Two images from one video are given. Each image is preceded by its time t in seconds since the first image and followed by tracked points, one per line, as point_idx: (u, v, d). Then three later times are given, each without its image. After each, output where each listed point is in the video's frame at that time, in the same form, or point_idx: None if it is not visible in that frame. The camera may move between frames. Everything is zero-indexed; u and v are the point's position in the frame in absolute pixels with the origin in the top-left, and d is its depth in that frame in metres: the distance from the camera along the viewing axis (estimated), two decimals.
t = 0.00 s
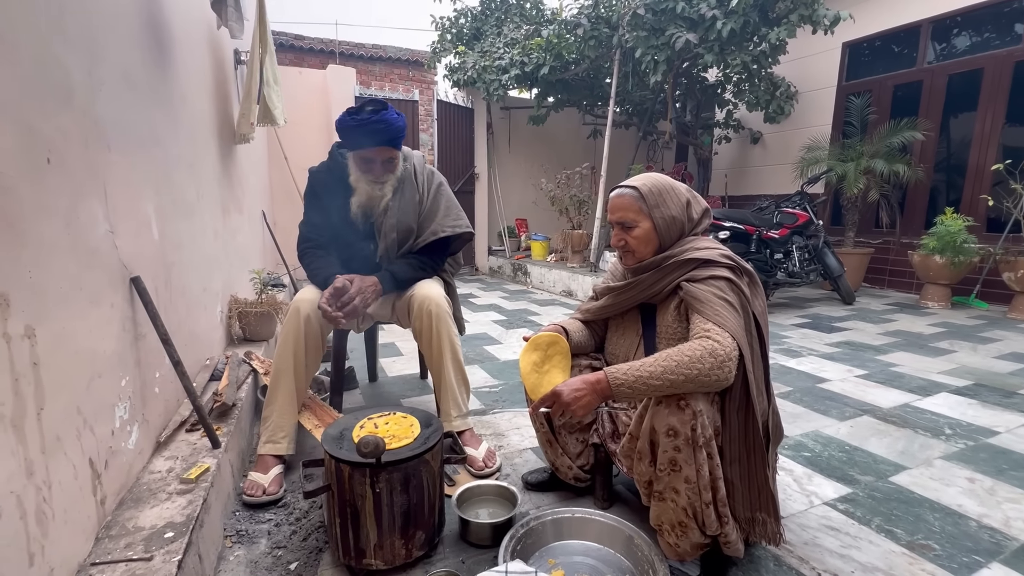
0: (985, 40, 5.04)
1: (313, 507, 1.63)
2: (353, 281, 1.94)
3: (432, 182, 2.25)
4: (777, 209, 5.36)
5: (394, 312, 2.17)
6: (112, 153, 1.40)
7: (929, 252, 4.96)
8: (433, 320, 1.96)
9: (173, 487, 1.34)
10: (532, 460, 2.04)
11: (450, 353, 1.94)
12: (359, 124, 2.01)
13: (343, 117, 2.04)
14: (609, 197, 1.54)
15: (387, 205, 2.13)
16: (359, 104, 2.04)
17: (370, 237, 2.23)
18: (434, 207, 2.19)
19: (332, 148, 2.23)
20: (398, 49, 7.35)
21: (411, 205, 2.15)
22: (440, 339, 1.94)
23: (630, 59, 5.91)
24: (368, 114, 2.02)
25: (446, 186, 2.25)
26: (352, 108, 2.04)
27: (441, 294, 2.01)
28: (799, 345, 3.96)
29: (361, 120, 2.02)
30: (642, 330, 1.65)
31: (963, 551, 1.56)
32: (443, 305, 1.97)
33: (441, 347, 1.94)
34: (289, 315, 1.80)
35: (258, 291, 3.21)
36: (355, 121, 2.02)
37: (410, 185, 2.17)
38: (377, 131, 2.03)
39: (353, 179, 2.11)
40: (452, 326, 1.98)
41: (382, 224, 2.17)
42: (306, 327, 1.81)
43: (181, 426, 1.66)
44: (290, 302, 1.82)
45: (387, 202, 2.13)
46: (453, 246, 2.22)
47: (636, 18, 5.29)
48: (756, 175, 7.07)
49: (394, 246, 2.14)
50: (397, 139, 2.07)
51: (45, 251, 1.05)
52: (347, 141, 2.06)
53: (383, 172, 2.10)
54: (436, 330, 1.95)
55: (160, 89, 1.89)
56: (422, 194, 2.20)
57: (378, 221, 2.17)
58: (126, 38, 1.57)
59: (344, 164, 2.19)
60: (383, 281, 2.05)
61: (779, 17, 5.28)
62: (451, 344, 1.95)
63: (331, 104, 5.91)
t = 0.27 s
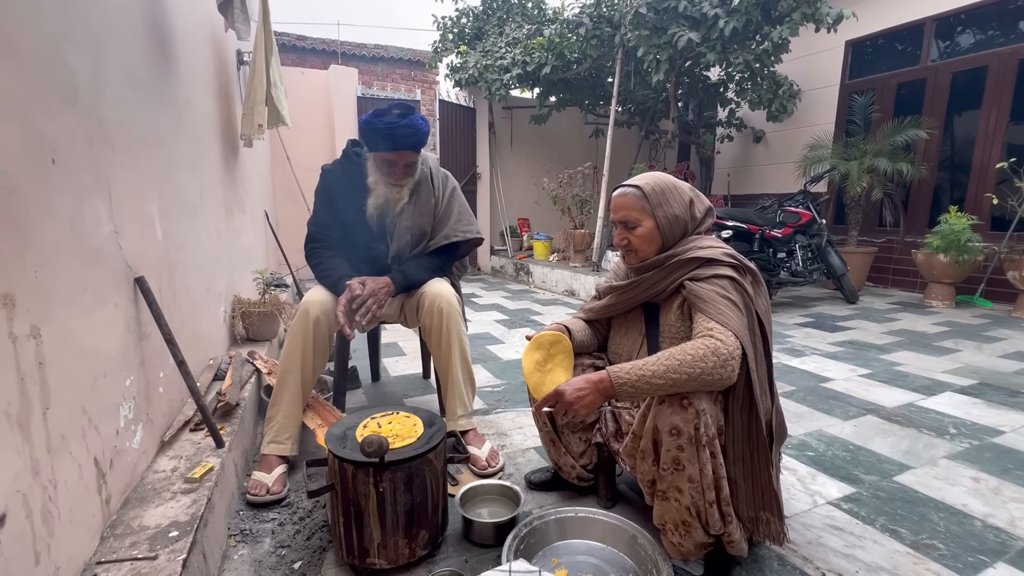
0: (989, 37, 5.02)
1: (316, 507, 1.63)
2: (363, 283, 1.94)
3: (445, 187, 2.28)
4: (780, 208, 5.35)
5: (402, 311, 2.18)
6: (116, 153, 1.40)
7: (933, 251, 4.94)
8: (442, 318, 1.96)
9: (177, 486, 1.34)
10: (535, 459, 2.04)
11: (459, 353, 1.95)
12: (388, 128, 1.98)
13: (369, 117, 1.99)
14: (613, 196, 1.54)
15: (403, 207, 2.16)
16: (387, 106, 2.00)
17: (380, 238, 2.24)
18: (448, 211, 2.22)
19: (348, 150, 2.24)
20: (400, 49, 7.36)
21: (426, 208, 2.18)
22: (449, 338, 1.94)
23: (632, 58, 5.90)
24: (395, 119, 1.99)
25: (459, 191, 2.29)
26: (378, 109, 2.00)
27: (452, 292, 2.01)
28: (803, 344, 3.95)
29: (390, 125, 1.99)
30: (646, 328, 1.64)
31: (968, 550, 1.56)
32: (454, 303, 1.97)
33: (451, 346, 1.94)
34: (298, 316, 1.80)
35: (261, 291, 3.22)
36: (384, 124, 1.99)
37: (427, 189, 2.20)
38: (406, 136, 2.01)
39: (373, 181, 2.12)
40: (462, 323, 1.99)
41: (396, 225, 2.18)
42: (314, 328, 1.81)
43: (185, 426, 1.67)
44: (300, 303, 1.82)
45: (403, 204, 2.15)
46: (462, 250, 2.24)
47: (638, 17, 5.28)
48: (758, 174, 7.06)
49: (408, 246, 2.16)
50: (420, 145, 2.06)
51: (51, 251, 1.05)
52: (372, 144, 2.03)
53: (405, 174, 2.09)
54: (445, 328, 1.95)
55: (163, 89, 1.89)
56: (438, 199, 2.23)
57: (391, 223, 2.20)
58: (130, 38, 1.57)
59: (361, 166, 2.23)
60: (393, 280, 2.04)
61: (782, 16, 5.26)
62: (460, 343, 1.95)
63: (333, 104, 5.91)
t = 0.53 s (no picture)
0: (993, 35, 4.99)
1: (318, 506, 1.63)
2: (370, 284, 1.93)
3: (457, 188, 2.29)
4: (783, 207, 5.33)
5: (410, 309, 2.18)
6: (118, 153, 1.40)
7: (937, 249, 4.92)
8: (448, 316, 1.96)
9: (179, 485, 1.34)
10: (537, 459, 2.04)
11: (464, 351, 1.94)
12: (411, 132, 1.99)
13: (391, 120, 2.00)
14: (614, 195, 1.54)
15: (417, 209, 2.14)
16: (409, 110, 2.01)
17: (386, 238, 2.24)
18: (460, 212, 2.24)
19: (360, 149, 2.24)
20: (402, 48, 7.37)
21: (440, 208, 2.19)
22: (456, 335, 1.94)
23: (633, 56, 5.91)
24: (417, 122, 2.01)
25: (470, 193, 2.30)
26: (400, 112, 2.01)
27: (459, 290, 2.02)
28: (805, 343, 3.94)
29: (412, 128, 2.00)
30: (647, 326, 1.64)
31: (971, 550, 1.55)
32: (461, 300, 1.98)
33: (456, 344, 1.94)
34: (307, 318, 1.80)
35: (263, 291, 3.22)
36: (406, 128, 2.00)
37: (441, 191, 2.22)
38: (427, 141, 2.03)
39: (389, 182, 2.12)
40: (470, 319, 1.99)
41: (408, 226, 2.16)
42: (323, 329, 1.81)
43: (187, 425, 1.67)
44: (310, 306, 1.82)
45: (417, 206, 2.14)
46: (469, 250, 2.25)
47: (640, 15, 5.27)
48: (761, 173, 7.04)
49: (420, 246, 2.16)
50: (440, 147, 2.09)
51: (53, 251, 1.05)
52: (391, 146, 2.03)
53: (421, 177, 2.10)
54: (453, 325, 1.95)
55: (165, 89, 1.90)
56: (451, 201, 2.24)
57: (403, 225, 2.17)
58: (131, 38, 1.58)
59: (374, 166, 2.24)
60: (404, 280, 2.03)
61: (784, 14, 5.24)
62: (466, 340, 1.95)
63: (335, 103, 5.91)
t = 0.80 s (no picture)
0: (997, 33, 4.97)
1: (320, 505, 1.63)
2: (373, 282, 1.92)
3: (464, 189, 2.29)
4: (785, 206, 5.32)
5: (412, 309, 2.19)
6: (121, 152, 1.40)
7: (940, 249, 4.91)
8: (450, 316, 1.96)
9: (182, 484, 1.35)
10: (539, 458, 2.04)
11: (466, 351, 1.94)
12: (423, 133, 2.01)
13: (407, 121, 2.01)
14: (617, 194, 1.53)
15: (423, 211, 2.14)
16: (422, 111, 2.02)
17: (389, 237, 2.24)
18: (466, 213, 2.24)
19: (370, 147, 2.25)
20: (404, 48, 7.39)
21: (447, 208, 2.18)
22: (459, 334, 1.94)
23: (636, 56, 5.91)
24: (431, 123, 2.03)
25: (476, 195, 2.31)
26: (413, 113, 2.03)
27: (461, 290, 2.02)
28: (808, 343, 3.93)
29: (425, 129, 2.02)
30: (649, 325, 1.64)
31: (976, 551, 1.55)
32: (463, 299, 1.98)
33: (460, 343, 1.94)
34: (309, 317, 1.80)
35: (265, 290, 3.23)
36: (418, 129, 2.01)
37: (449, 191, 2.21)
38: (438, 142, 2.05)
39: (397, 181, 2.12)
40: (472, 317, 1.98)
41: (413, 226, 2.16)
42: (325, 329, 1.81)
43: (190, 424, 1.67)
44: (311, 305, 1.82)
45: (424, 208, 2.13)
46: (472, 251, 2.27)
47: (642, 14, 5.27)
48: (763, 172, 7.03)
49: (425, 246, 2.16)
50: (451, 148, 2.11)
51: (56, 250, 1.06)
52: (401, 145, 2.04)
53: (429, 177, 2.11)
54: (455, 324, 1.95)
55: (167, 88, 1.90)
56: (458, 201, 2.24)
57: (409, 224, 2.17)
58: (133, 37, 1.58)
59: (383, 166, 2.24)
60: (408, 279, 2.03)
61: (787, 13, 5.22)
62: (468, 340, 1.95)
63: (337, 102, 5.91)
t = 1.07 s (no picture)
0: (1002, 34, 4.95)
1: (322, 504, 1.63)
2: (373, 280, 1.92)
3: (463, 187, 2.29)
4: (788, 207, 5.31)
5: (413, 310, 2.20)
6: (125, 152, 1.41)
7: (945, 250, 4.89)
8: (450, 315, 1.96)
9: (185, 483, 1.35)
10: (541, 458, 2.03)
11: (468, 350, 1.95)
12: (416, 127, 2.00)
13: (400, 116, 2.01)
14: (619, 193, 1.53)
15: (421, 209, 2.14)
16: (416, 106, 2.03)
17: (389, 236, 2.24)
18: (466, 212, 2.24)
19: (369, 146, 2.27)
20: (407, 48, 7.39)
21: (446, 207, 2.18)
22: (460, 334, 1.93)
23: (639, 56, 5.91)
24: (424, 118, 2.02)
25: (476, 193, 2.30)
26: (407, 108, 2.03)
27: (462, 290, 2.02)
28: (811, 344, 3.92)
29: (418, 124, 2.02)
30: (647, 323, 1.64)
31: (981, 554, 1.54)
32: (464, 300, 1.98)
33: (461, 342, 1.93)
34: (309, 316, 1.80)
35: (268, 290, 3.24)
36: (411, 123, 2.01)
37: (448, 190, 2.20)
38: (431, 137, 2.04)
39: (396, 179, 2.12)
40: (473, 317, 1.98)
41: (413, 224, 2.16)
42: (325, 328, 1.81)
43: (193, 422, 1.67)
44: (311, 303, 1.82)
45: (422, 205, 2.13)
46: (474, 250, 2.27)
47: (646, 14, 5.26)
48: (767, 173, 7.01)
49: (425, 246, 2.16)
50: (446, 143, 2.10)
51: (60, 248, 1.06)
52: (396, 140, 2.05)
53: (427, 173, 2.12)
54: (456, 323, 1.95)
55: (172, 87, 1.91)
56: (457, 199, 2.24)
57: (409, 223, 2.17)
58: (138, 37, 1.58)
59: (383, 164, 2.26)
60: (410, 279, 2.03)
61: (791, 13, 5.21)
62: (469, 339, 1.94)
63: (341, 102, 5.92)
